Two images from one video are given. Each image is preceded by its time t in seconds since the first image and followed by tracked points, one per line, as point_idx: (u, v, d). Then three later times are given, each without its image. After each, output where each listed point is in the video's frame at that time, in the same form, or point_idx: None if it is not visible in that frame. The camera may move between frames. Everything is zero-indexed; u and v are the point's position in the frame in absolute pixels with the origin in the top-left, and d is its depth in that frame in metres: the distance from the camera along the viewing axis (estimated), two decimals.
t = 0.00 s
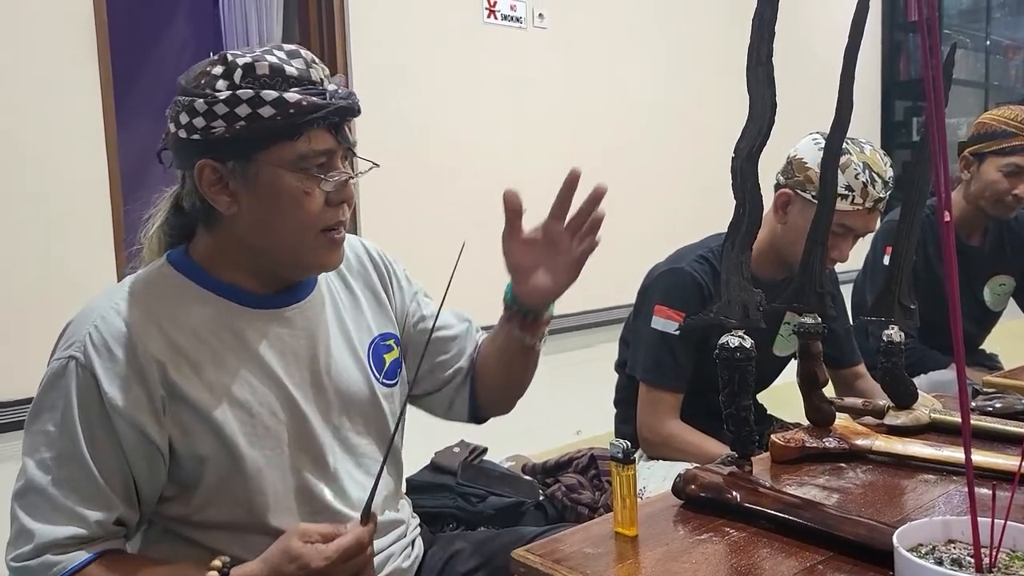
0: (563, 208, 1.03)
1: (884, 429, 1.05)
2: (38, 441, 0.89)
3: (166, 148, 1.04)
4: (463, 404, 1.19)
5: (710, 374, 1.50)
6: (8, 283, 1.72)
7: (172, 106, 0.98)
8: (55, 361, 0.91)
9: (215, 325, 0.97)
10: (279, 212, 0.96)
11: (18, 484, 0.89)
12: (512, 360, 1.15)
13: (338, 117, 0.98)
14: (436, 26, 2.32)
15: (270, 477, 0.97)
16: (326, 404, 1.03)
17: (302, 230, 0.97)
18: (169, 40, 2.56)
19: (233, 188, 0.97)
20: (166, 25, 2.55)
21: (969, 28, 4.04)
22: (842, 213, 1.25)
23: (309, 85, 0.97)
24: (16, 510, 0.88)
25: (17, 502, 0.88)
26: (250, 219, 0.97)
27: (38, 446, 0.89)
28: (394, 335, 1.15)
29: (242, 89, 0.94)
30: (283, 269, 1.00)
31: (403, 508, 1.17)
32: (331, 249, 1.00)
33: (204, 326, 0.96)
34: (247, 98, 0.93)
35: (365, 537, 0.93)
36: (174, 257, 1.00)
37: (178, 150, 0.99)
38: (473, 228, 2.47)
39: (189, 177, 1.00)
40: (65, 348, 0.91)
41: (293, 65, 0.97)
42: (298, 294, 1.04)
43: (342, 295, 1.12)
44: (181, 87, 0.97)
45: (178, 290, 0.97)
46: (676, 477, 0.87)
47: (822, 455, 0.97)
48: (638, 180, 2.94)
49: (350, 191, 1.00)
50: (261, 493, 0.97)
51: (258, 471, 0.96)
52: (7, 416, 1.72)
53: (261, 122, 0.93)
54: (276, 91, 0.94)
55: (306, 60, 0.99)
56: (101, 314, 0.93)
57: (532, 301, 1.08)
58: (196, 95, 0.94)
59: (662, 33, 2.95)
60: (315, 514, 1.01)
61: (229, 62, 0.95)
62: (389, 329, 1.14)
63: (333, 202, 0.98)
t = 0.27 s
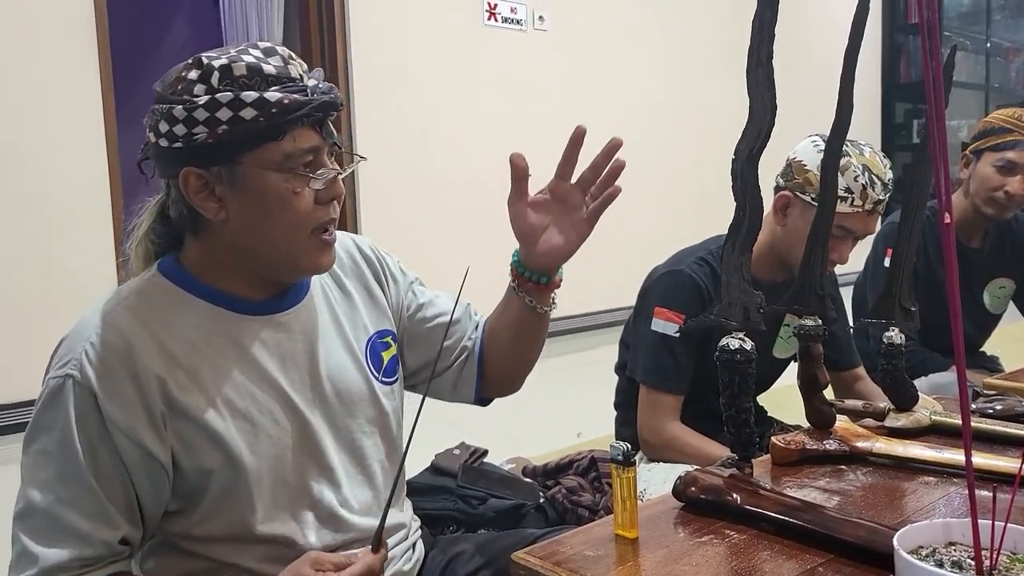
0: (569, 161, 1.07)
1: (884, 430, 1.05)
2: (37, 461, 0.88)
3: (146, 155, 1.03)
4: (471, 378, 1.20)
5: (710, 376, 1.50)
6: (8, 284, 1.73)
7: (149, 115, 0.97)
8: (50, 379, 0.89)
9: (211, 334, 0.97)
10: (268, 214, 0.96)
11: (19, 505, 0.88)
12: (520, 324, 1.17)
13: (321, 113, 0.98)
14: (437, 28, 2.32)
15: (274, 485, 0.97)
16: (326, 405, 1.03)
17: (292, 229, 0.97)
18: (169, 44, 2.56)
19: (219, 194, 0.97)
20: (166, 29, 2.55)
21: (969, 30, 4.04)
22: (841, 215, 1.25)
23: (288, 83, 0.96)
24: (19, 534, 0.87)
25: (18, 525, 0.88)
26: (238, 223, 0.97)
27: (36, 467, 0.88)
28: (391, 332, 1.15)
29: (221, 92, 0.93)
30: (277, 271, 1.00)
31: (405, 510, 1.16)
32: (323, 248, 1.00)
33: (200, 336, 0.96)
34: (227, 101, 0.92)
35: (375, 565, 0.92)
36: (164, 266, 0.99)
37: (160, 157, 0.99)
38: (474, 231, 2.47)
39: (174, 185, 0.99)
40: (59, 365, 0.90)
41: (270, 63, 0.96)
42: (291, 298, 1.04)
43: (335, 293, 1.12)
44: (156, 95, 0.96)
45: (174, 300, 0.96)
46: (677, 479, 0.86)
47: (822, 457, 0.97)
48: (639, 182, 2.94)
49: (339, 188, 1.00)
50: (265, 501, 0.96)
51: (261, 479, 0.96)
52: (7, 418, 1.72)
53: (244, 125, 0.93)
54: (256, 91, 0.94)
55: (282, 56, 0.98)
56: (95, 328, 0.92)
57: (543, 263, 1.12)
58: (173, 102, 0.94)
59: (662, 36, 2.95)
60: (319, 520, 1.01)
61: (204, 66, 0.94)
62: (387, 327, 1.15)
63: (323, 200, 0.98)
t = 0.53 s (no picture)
0: (574, 150, 1.09)
1: (884, 433, 1.05)
2: (32, 469, 0.88)
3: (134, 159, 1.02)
4: (471, 375, 1.19)
5: (710, 378, 1.50)
6: (8, 285, 1.73)
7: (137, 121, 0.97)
8: (44, 387, 0.89)
9: (206, 339, 0.97)
10: (263, 215, 0.96)
11: (14, 514, 0.88)
12: (522, 316, 1.17)
13: (311, 111, 0.98)
14: (438, 30, 2.33)
15: (271, 491, 0.97)
16: (324, 408, 1.03)
17: (288, 230, 0.97)
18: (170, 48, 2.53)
19: (214, 198, 0.96)
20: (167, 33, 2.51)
21: (970, 32, 4.04)
22: (841, 217, 1.25)
23: (276, 81, 0.96)
24: (14, 542, 0.87)
25: (14, 533, 0.88)
26: (234, 226, 0.97)
27: (31, 476, 0.88)
28: (389, 332, 1.15)
29: (209, 93, 0.93)
30: (273, 272, 1.00)
31: (405, 513, 1.16)
32: (320, 247, 1.00)
33: (194, 341, 0.96)
34: (215, 102, 0.92)
35: None
36: (158, 271, 0.99)
37: (149, 163, 0.98)
38: (474, 232, 2.47)
39: (166, 192, 0.99)
40: (53, 372, 0.90)
41: (257, 62, 0.96)
42: (285, 300, 1.04)
43: (330, 294, 1.12)
44: (143, 99, 0.96)
45: (169, 306, 0.96)
46: (677, 481, 0.86)
47: (822, 459, 0.97)
48: (639, 184, 2.94)
49: (334, 186, 1.00)
50: (261, 507, 0.96)
51: (257, 484, 0.95)
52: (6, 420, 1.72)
53: (234, 126, 0.93)
54: (244, 91, 0.94)
55: (268, 55, 0.98)
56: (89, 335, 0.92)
57: (545, 252, 1.12)
58: (161, 106, 0.93)
59: (662, 38, 2.95)
60: (318, 524, 1.01)
61: (190, 68, 0.94)
62: (384, 327, 1.15)
63: (317, 199, 0.98)
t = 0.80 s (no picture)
0: (576, 156, 1.09)
1: (882, 436, 1.05)
2: (33, 473, 0.89)
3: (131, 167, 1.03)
4: (471, 378, 1.20)
5: (709, 382, 1.50)
6: (10, 289, 1.73)
7: (133, 129, 0.97)
8: (43, 392, 0.90)
9: (205, 343, 0.97)
10: (259, 222, 0.96)
11: (16, 518, 0.89)
12: (524, 320, 1.17)
13: (305, 117, 0.98)
14: (437, 34, 2.33)
15: (269, 495, 0.97)
16: (323, 413, 1.04)
17: (283, 236, 0.97)
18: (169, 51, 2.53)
19: (209, 206, 0.97)
20: (167, 36, 2.51)
21: (968, 34, 4.05)
22: (839, 221, 1.25)
23: (269, 88, 0.97)
24: (15, 546, 0.88)
25: (15, 537, 0.89)
26: (229, 233, 0.98)
27: (31, 480, 0.89)
28: (388, 337, 1.15)
29: (201, 102, 0.93)
30: (271, 277, 1.00)
31: (404, 517, 1.17)
32: (318, 252, 1.00)
33: (194, 346, 0.96)
34: (208, 110, 0.92)
35: None
36: (156, 276, 0.99)
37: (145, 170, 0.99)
38: (474, 236, 2.47)
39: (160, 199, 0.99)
40: (52, 377, 0.90)
41: (250, 69, 0.97)
42: (285, 304, 1.04)
43: (330, 298, 1.12)
44: (138, 107, 0.96)
45: (169, 310, 0.97)
46: (675, 484, 0.86)
47: (820, 463, 0.97)
48: (638, 187, 2.94)
49: (331, 191, 1.00)
50: (261, 511, 0.97)
51: (256, 489, 0.96)
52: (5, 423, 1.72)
53: (226, 133, 0.93)
54: (237, 99, 0.94)
55: (262, 61, 0.99)
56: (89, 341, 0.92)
57: (548, 257, 1.12)
58: (155, 115, 0.94)
59: (662, 41, 2.95)
60: (317, 529, 1.01)
61: (184, 75, 0.94)
62: (383, 331, 1.15)
63: (313, 205, 0.98)
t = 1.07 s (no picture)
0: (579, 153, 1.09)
1: (878, 438, 1.05)
2: (35, 469, 0.88)
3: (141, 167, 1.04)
4: (465, 388, 1.21)
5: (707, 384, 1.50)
6: (9, 292, 1.73)
7: (146, 126, 0.97)
8: (47, 387, 0.89)
9: (209, 343, 0.97)
10: (272, 216, 0.97)
11: (17, 514, 0.88)
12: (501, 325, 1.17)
13: (318, 114, 0.99)
14: (436, 36, 2.33)
15: (270, 497, 0.97)
16: (324, 415, 1.04)
17: (295, 230, 0.97)
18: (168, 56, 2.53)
19: (223, 201, 0.97)
20: (166, 41, 2.52)
21: (965, 37, 4.06)
22: (835, 223, 1.26)
23: (283, 85, 0.97)
24: (16, 542, 0.87)
25: (16, 533, 0.88)
26: (243, 229, 0.98)
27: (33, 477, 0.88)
28: (388, 340, 1.16)
29: (220, 97, 0.94)
30: (281, 274, 1.00)
31: (402, 520, 1.17)
32: (329, 248, 1.00)
33: (198, 345, 0.96)
34: (227, 105, 0.93)
35: None
36: (163, 276, 1.00)
37: (158, 169, 0.99)
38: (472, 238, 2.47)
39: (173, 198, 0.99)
40: (57, 373, 0.90)
41: (264, 67, 0.98)
42: (289, 305, 1.04)
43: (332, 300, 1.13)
44: (152, 105, 0.96)
45: (173, 310, 0.97)
46: (672, 487, 0.87)
47: (816, 465, 0.98)
48: (636, 189, 2.95)
49: (340, 189, 1.01)
50: (261, 511, 0.97)
51: (257, 489, 0.96)
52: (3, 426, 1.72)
53: (245, 128, 0.94)
54: (254, 94, 0.95)
55: (275, 61, 1.00)
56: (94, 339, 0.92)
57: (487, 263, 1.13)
58: (172, 110, 0.94)
59: (659, 43, 2.96)
60: (317, 531, 1.01)
61: (200, 72, 0.95)
62: (383, 334, 1.16)
63: (325, 200, 0.99)
